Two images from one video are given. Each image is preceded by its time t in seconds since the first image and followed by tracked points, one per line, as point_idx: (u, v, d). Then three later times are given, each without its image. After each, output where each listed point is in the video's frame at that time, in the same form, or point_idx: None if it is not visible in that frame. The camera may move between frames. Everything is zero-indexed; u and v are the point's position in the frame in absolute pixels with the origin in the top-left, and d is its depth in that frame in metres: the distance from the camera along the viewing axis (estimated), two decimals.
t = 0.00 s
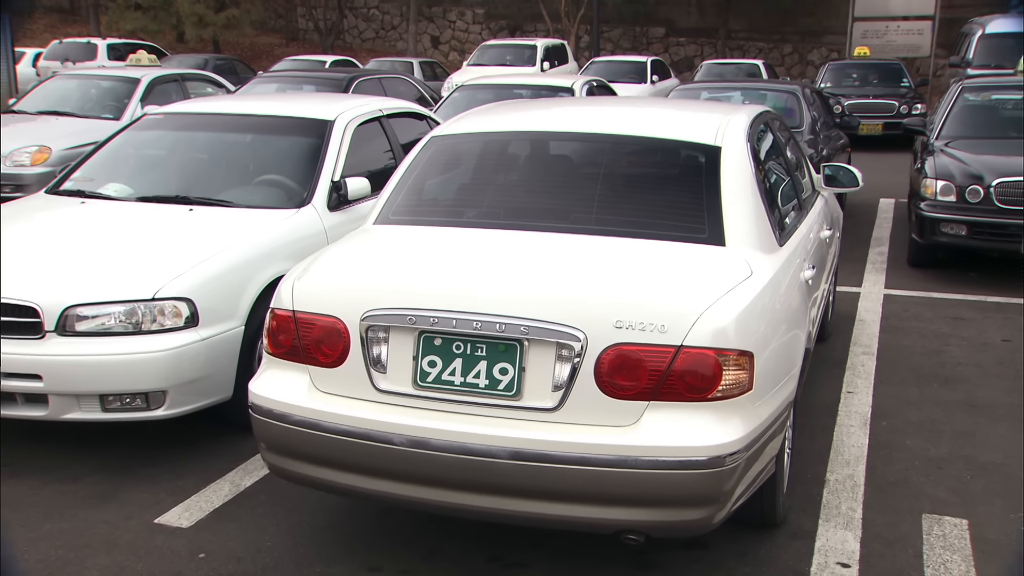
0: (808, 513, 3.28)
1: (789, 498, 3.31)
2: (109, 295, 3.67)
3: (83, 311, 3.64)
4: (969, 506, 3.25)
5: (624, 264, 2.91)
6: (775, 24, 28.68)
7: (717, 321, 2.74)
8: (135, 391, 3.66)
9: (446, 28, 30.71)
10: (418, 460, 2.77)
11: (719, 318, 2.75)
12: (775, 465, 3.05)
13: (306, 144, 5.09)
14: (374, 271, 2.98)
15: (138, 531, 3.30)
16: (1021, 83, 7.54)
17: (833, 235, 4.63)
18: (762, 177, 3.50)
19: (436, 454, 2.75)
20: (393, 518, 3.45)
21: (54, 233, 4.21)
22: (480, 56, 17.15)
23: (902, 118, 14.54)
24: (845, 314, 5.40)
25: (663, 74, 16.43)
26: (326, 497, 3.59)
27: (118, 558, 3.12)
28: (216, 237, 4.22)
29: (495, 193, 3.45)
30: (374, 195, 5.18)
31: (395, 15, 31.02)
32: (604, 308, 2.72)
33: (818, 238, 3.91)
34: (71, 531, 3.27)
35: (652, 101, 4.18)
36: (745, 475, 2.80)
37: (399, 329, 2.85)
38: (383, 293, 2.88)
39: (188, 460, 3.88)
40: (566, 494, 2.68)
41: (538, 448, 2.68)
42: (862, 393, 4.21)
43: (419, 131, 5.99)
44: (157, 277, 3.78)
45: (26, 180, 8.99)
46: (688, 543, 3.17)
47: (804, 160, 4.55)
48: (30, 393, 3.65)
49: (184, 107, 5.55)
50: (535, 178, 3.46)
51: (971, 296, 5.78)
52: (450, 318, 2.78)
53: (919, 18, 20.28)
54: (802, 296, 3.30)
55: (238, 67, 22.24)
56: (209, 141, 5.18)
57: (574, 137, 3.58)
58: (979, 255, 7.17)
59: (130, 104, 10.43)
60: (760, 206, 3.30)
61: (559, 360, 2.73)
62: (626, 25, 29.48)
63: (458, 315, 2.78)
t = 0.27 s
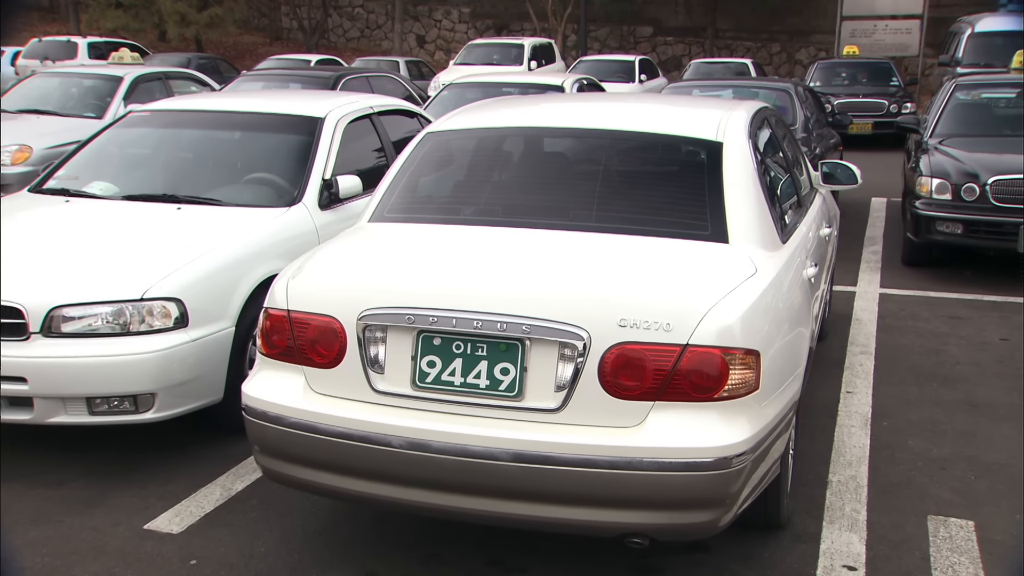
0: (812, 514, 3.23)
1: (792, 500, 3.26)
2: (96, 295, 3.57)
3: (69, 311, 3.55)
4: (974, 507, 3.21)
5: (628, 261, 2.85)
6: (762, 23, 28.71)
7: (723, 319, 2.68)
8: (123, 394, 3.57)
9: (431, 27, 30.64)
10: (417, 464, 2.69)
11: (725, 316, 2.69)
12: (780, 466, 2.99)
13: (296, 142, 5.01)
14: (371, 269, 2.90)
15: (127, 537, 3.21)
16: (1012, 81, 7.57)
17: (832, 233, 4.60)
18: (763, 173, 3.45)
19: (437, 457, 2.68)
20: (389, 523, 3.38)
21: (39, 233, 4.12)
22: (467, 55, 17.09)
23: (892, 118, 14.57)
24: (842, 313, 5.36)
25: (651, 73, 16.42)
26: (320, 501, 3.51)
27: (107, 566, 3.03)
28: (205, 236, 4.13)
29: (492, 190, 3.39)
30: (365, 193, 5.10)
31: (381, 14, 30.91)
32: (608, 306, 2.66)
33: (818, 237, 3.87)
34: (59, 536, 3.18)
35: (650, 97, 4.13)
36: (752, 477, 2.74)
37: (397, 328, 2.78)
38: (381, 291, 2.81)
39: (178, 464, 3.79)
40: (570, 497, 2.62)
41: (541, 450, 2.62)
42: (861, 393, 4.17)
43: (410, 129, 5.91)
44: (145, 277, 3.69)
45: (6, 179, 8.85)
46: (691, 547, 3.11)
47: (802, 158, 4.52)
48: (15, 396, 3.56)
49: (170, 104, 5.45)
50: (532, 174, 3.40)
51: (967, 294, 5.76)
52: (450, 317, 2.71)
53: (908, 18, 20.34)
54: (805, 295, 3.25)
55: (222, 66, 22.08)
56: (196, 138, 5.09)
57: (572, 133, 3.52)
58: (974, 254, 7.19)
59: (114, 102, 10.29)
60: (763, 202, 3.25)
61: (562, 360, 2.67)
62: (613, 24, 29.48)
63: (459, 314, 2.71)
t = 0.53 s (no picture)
0: (808, 515, 3.18)
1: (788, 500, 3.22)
2: (75, 294, 3.47)
3: (47, 311, 3.45)
4: (972, 507, 3.18)
5: (623, 257, 2.79)
6: (744, 21, 28.71)
7: (722, 315, 2.63)
8: (103, 396, 3.47)
9: (411, 25, 30.52)
10: (409, 465, 2.62)
11: (724, 312, 2.64)
12: (778, 466, 2.95)
13: (278, 138, 4.92)
14: (360, 266, 2.83)
15: (107, 544, 3.12)
16: (998, 77, 7.58)
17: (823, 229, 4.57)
18: (757, 168, 3.41)
19: (429, 458, 2.61)
20: (378, 526, 3.30)
21: (14, 230, 4.01)
22: (448, 52, 17.00)
23: (876, 115, 14.63)
24: (831, 311, 5.34)
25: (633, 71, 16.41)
26: (307, 505, 3.43)
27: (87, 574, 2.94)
28: (187, 233, 4.03)
29: (482, 185, 3.32)
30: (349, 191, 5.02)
31: (360, 11, 30.75)
32: (605, 303, 2.60)
33: (812, 233, 3.84)
34: (38, 542, 3.09)
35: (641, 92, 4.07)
36: (751, 476, 2.69)
37: (388, 326, 2.70)
38: (372, 289, 2.73)
39: (160, 468, 3.70)
40: (566, 499, 2.56)
41: (536, 451, 2.56)
42: (854, 391, 4.14)
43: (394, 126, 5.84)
44: (125, 275, 3.59)
45: None
46: (687, 548, 3.06)
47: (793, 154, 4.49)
48: None
49: (150, 100, 5.34)
50: (523, 169, 3.34)
51: (956, 292, 5.76)
52: (442, 315, 2.64)
53: (890, 15, 20.46)
54: (801, 291, 3.21)
55: (199, 64, 21.86)
56: (177, 134, 4.98)
57: (564, 127, 3.47)
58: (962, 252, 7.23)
59: (89, 100, 10.12)
60: (758, 197, 3.21)
61: (558, 358, 2.61)
62: (594, 22, 29.50)
63: (452, 312, 2.64)
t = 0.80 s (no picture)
0: (806, 514, 3.15)
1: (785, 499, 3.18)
2: (56, 294, 3.39)
3: (26, 311, 3.36)
4: (970, 504, 3.16)
5: (620, 252, 2.75)
6: (728, 19, 28.68)
7: (721, 311, 2.59)
8: (85, 398, 3.38)
9: (392, 24, 30.43)
10: (403, 466, 2.56)
11: (723, 308, 2.60)
12: (776, 464, 2.91)
13: (263, 135, 4.84)
14: (351, 263, 2.77)
15: (90, 550, 3.03)
16: (984, 73, 7.61)
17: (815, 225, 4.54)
18: (752, 162, 3.37)
19: (423, 459, 2.54)
20: (369, 529, 3.23)
21: None
22: (430, 52, 16.94)
23: (861, 113, 14.69)
24: (822, 309, 5.32)
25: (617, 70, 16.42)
26: (295, 508, 3.36)
27: None
28: (171, 231, 3.95)
29: (473, 180, 3.27)
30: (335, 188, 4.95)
31: (341, 11, 30.62)
32: (602, 298, 2.55)
33: (805, 229, 3.80)
34: (19, 548, 3.00)
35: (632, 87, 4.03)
36: (751, 474, 2.65)
37: (379, 324, 2.64)
38: (363, 286, 2.67)
39: (144, 471, 3.61)
40: (564, 500, 2.50)
41: (533, 450, 2.50)
42: (847, 389, 4.12)
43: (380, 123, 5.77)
44: (107, 274, 3.50)
45: None
46: (685, 549, 3.01)
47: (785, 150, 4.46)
48: None
49: (131, 96, 5.25)
50: (516, 164, 3.28)
51: (947, 289, 5.76)
52: (436, 312, 2.59)
53: (872, 14, 20.56)
54: (798, 287, 3.17)
55: (177, 63, 21.66)
56: (159, 131, 4.89)
57: (556, 122, 3.42)
58: (953, 247, 7.28)
59: (67, 98, 9.98)
60: (753, 192, 3.17)
61: (554, 355, 2.55)
62: (577, 22, 29.55)
63: (445, 308, 2.58)
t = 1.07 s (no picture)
0: (807, 514, 3.11)
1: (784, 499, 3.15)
2: (40, 294, 3.31)
3: (9, 312, 3.28)
4: (970, 504, 3.13)
5: (620, 249, 2.70)
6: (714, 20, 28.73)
7: (724, 307, 2.55)
8: (71, 400, 3.30)
9: (377, 25, 30.33)
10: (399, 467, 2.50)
11: (725, 304, 2.56)
12: (777, 463, 2.87)
13: (250, 133, 4.77)
14: (345, 260, 2.71)
15: (76, 556, 2.95)
16: (974, 72, 7.64)
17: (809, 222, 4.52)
18: (749, 158, 3.34)
19: (421, 459, 2.49)
20: (362, 532, 3.17)
21: None
22: (416, 52, 16.87)
23: (849, 113, 14.76)
24: (815, 309, 5.30)
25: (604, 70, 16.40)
26: (287, 511, 3.29)
27: None
28: (157, 229, 3.88)
29: (468, 176, 3.21)
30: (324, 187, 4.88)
31: (325, 11, 30.49)
32: (603, 295, 2.51)
33: (802, 226, 3.78)
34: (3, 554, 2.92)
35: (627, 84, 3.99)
36: (754, 474, 2.61)
37: (375, 323, 2.58)
38: (358, 283, 2.61)
39: (131, 475, 3.54)
40: (565, 501, 2.45)
41: (533, 450, 2.45)
42: (844, 388, 4.09)
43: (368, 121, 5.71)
44: (93, 273, 3.43)
45: None
46: (685, 551, 2.97)
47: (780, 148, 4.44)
48: None
49: (115, 94, 5.16)
50: (511, 160, 3.23)
51: (939, 288, 5.75)
52: (432, 309, 2.53)
53: (858, 15, 20.67)
54: (797, 284, 3.14)
55: (159, 63, 21.46)
56: (144, 128, 4.81)
57: (551, 117, 3.37)
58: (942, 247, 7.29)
59: (48, 98, 9.84)
60: (752, 188, 3.14)
61: (553, 354, 2.50)
62: (563, 22, 29.56)
63: (443, 305, 2.53)
